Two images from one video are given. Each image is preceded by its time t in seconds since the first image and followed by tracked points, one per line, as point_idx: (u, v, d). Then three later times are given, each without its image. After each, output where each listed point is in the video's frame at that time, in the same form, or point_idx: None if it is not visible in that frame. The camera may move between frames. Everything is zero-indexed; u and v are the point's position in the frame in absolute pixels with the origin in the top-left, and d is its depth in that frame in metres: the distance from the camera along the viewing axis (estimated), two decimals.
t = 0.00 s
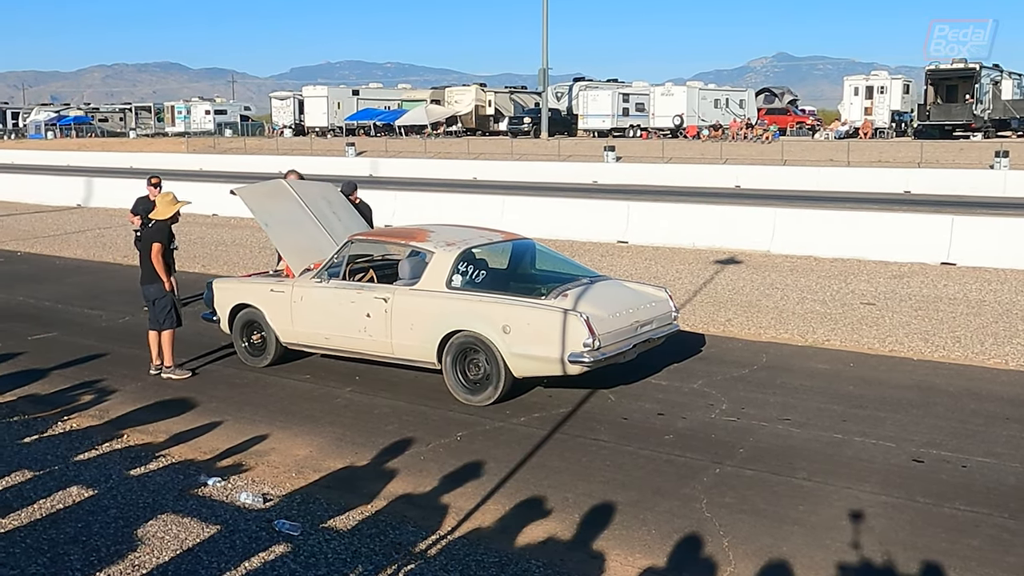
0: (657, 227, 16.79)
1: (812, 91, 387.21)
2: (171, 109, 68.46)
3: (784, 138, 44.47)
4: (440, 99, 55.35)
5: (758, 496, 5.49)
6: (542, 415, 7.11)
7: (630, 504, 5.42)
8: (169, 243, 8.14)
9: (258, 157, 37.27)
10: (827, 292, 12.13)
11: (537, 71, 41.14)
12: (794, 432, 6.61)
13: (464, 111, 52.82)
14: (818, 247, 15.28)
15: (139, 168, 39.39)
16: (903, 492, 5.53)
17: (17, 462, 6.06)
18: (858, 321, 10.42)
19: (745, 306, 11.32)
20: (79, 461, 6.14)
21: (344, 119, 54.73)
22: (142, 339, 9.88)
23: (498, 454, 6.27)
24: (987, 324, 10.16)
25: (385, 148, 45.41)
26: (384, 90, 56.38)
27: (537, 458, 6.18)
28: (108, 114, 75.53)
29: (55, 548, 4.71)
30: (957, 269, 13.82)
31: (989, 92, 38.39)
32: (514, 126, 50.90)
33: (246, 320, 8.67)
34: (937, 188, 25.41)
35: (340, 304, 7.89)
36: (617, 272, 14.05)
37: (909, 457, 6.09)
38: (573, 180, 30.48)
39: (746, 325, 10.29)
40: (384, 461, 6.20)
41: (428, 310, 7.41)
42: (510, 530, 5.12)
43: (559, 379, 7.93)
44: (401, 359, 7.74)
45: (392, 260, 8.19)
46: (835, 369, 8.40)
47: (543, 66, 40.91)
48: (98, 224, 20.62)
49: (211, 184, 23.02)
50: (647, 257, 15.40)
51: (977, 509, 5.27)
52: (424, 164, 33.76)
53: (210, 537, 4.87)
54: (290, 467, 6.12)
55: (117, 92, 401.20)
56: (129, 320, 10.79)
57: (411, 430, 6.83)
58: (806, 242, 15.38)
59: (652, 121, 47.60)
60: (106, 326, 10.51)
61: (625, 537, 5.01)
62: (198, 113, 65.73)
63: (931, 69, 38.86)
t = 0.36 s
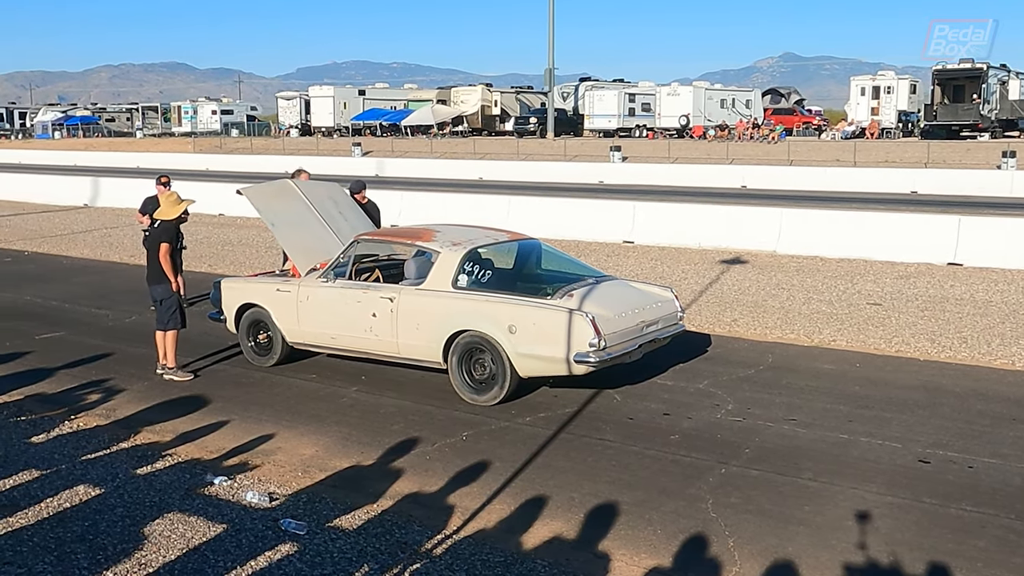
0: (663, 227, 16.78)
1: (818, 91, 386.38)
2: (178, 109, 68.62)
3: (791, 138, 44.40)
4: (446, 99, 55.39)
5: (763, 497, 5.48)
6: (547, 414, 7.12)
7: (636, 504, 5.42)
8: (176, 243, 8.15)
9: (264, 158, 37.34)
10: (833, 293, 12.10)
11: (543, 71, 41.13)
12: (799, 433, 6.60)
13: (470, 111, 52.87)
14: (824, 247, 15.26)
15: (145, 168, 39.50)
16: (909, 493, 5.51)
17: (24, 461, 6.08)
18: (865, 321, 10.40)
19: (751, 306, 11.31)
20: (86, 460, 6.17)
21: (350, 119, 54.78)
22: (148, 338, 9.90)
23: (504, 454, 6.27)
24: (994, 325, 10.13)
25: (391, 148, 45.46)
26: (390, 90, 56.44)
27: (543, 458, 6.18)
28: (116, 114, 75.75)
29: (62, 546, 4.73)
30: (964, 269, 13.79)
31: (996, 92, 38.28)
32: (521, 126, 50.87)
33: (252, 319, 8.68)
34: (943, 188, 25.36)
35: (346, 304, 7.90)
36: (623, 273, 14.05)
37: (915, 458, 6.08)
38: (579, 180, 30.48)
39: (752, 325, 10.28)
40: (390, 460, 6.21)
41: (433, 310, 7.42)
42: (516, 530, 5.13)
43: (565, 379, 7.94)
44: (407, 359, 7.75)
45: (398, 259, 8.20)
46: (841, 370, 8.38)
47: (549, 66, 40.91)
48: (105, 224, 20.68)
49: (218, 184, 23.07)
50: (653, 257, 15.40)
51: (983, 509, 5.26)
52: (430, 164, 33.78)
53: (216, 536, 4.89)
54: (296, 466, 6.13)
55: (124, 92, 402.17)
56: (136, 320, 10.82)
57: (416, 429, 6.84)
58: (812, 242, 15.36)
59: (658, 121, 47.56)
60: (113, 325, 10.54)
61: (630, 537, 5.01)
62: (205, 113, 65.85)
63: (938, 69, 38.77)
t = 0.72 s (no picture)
0: (665, 228, 16.79)
1: (821, 91, 386.06)
2: (182, 110, 68.73)
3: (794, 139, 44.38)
4: (449, 100, 55.45)
5: (765, 497, 5.48)
6: (549, 415, 7.12)
7: (638, 504, 5.42)
8: (183, 245, 8.15)
9: (267, 159, 37.39)
10: (836, 293, 12.10)
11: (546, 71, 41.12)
12: (801, 433, 6.60)
13: (473, 112, 52.93)
14: (826, 248, 15.24)
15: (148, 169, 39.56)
16: (911, 494, 5.51)
17: (27, 461, 6.09)
18: (867, 322, 10.39)
19: (754, 307, 11.32)
20: (88, 460, 6.18)
21: (353, 120, 54.83)
22: (151, 339, 9.92)
23: (506, 454, 6.27)
24: (997, 326, 10.11)
25: (394, 149, 45.49)
26: (393, 91, 56.50)
27: (545, 459, 6.18)
28: (119, 116, 75.92)
29: (64, 546, 4.74)
30: (967, 270, 13.78)
31: (999, 94, 37.85)
32: (524, 127, 50.88)
33: (255, 320, 8.69)
34: (946, 189, 25.33)
35: (348, 304, 7.91)
36: (625, 273, 14.07)
37: (917, 459, 6.07)
38: (582, 180, 30.50)
39: (754, 325, 10.28)
40: (392, 461, 6.22)
41: (435, 310, 7.43)
42: (517, 530, 5.13)
43: (567, 380, 7.94)
44: (409, 360, 7.76)
45: (400, 260, 8.21)
46: (843, 370, 8.37)
47: (552, 67, 40.93)
48: (108, 224, 20.74)
49: (221, 185, 23.11)
50: (655, 258, 15.40)
51: (985, 510, 5.26)
52: (433, 165, 33.81)
53: (218, 536, 4.89)
54: (298, 467, 6.13)
55: (128, 93, 402.74)
56: (139, 320, 10.84)
57: (418, 429, 6.84)
58: (815, 242, 15.35)
59: (661, 122, 47.58)
60: (115, 326, 10.56)
61: (632, 538, 5.01)
62: (208, 114, 65.94)
63: (941, 70, 38.71)
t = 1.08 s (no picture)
0: (668, 229, 16.79)
1: (825, 92, 385.71)
2: (185, 111, 68.79)
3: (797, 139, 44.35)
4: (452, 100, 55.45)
5: (767, 497, 5.48)
6: (551, 415, 7.12)
7: (640, 504, 5.43)
8: (190, 247, 8.15)
9: (270, 159, 37.43)
10: (838, 294, 12.08)
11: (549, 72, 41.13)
12: (804, 434, 6.60)
13: (475, 112, 52.97)
14: (829, 248, 15.23)
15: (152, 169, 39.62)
16: (913, 493, 5.51)
17: (31, 461, 6.11)
18: (870, 323, 10.38)
19: (756, 307, 11.30)
20: (91, 459, 6.19)
21: (355, 121, 54.84)
22: (154, 339, 9.94)
23: (508, 454, 6.28)
24: (1000, 326, 10.10)
25: (396, 149, 45.50)
26: (396, 91, 56.53)
27: (547, 459, 6.19)
28: (122, 116, 76.08)
29: (67, 546, 4.75)
30: (969, 271, 13.77)
31: (1002, 93, 38.11)
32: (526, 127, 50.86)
33: (258, 320, 8.70)
34: (950, 189, 25.30)
35: (350, 304, 7.92)
36: (628, 274, 14.06)
37: (919, 459, 6.07)
38: (584, 181, 30.50)
39: (757, 326, 10.28)
40: (394, 461, 6.22)
41: (437, 310, 7.44)
42: (519, 530, 5.13)
43: (569, 380, 7.95)
44: (412, 360, 7.76)
45: (403, 260, 8.21)
46: (845, 370, 8.36)
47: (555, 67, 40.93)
48: (110, 225, 20.76)
49: (224, 185, 23.14)
50: (658, 258, 15.39)
51: (987, 510, 5.26)
52: (435, 165, 33.81)
53: (220, 535, 4.91)
54: (301, 466, 6.15)
55: (131, 94, 403.22)
56: (142, 320, 10.86)
57: (421, 429, 6.85)
58: (817, 243, 15.34)
59: (664, 122, 47.57)
60: (118, 325, 10.58)
61: (634, 537, 5.01)
62: (211, 115, 65.98)
63: (944, 70, 38.66)
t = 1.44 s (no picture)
0: (672, 229, 16.79)
1: (830, 91, 385.07)
2: (190, 111, 68.88)
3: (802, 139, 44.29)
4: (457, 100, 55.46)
5: (771, 497, 5.47)
6: (555, 415, 7.12)
7: (644, 504, 5.43)
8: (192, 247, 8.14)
9: (276, 159, 37.47)
10: (843, 294, 12.06)
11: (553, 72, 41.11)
12: (807, 433, 6.59)
13: (480, 112, 52.96)
14: (834, 248, 15.22)
15: (157, 168, 39.69)
16: (917, 493, 5.50)
17: (35, 459, 6.12)
18: (874, 323, 10.35)
19: (761, 307, 11.29)
20: (96, 458, 6.21)
21: (360, 120, 54.88)
22: (159, 338, 9.96)
23: (511, 454, 6.28)
24: (1005, 326, 10.07)
25: (401, 149, 45.52)
26: (401, 91, 56.58)
27: (551, 458, 6.18)
28: (128, 116, 76.21)
29: (72, 544, 4.76)
30: (974, 271, 13.73)
31: (1008, 93, 37.99)
32: (531, 127, 50.83)
33: (262, 319, 8.71)
34: (955, 189, 25.26)
35: (354, 304, 7.93)
36: (632, 273, 14.06)
37: (924, 459, 6.06)
38: (589, 180, 30.49)
39: (761, 326, 10.26)
40: (398, 460, 6.23)
41: (442, 310, 7.44)
42: (523, 530, 5.13)
43: (573, 379, 7.95)
44: (416, 359, 7.77)
45: (407, 260, 8.22)
46: (850, 371, 8.35)
47: (560, 67, 40.91)
48: (116, 224, 20.80)
49: (229, 185, 23.17)
50: (662, 258, 15.38)
51: (992, 510, 5.25)
52: (439, 165, 33.82)
53: (224, 534, 4.91)
54: (305, 465, 6.15)
55: (136, 93, 404.00)
56: (147, 319, 10.88)
57: (425, 429, 6.85)
58: (822, 243, 15.32)
59: (668, 122, 47.53)
60: (123, 325, 10.59)
61: (637, 537, 5.01)
62: (216, 114, 66.06)
63: (950, 70, 38.56)
